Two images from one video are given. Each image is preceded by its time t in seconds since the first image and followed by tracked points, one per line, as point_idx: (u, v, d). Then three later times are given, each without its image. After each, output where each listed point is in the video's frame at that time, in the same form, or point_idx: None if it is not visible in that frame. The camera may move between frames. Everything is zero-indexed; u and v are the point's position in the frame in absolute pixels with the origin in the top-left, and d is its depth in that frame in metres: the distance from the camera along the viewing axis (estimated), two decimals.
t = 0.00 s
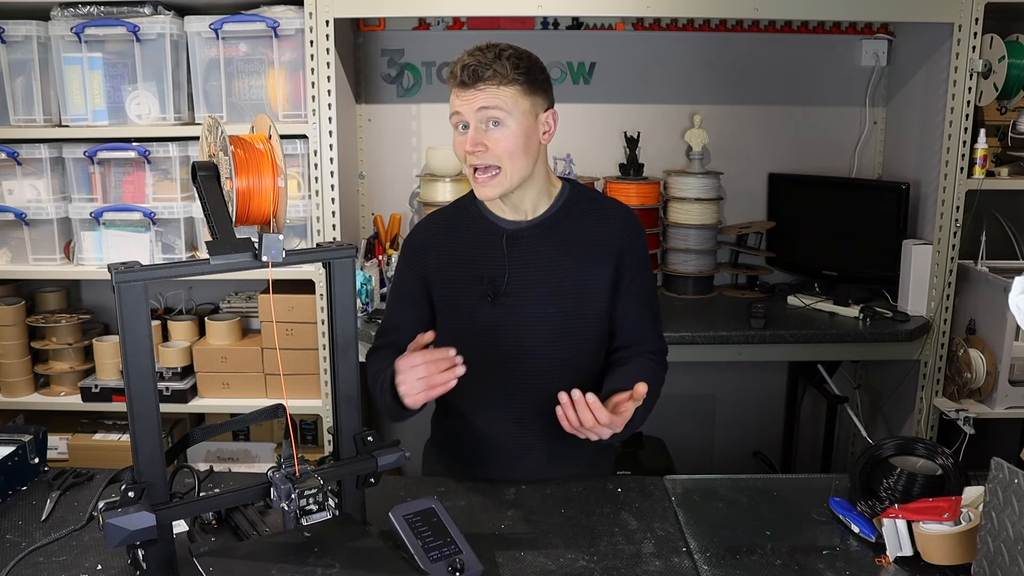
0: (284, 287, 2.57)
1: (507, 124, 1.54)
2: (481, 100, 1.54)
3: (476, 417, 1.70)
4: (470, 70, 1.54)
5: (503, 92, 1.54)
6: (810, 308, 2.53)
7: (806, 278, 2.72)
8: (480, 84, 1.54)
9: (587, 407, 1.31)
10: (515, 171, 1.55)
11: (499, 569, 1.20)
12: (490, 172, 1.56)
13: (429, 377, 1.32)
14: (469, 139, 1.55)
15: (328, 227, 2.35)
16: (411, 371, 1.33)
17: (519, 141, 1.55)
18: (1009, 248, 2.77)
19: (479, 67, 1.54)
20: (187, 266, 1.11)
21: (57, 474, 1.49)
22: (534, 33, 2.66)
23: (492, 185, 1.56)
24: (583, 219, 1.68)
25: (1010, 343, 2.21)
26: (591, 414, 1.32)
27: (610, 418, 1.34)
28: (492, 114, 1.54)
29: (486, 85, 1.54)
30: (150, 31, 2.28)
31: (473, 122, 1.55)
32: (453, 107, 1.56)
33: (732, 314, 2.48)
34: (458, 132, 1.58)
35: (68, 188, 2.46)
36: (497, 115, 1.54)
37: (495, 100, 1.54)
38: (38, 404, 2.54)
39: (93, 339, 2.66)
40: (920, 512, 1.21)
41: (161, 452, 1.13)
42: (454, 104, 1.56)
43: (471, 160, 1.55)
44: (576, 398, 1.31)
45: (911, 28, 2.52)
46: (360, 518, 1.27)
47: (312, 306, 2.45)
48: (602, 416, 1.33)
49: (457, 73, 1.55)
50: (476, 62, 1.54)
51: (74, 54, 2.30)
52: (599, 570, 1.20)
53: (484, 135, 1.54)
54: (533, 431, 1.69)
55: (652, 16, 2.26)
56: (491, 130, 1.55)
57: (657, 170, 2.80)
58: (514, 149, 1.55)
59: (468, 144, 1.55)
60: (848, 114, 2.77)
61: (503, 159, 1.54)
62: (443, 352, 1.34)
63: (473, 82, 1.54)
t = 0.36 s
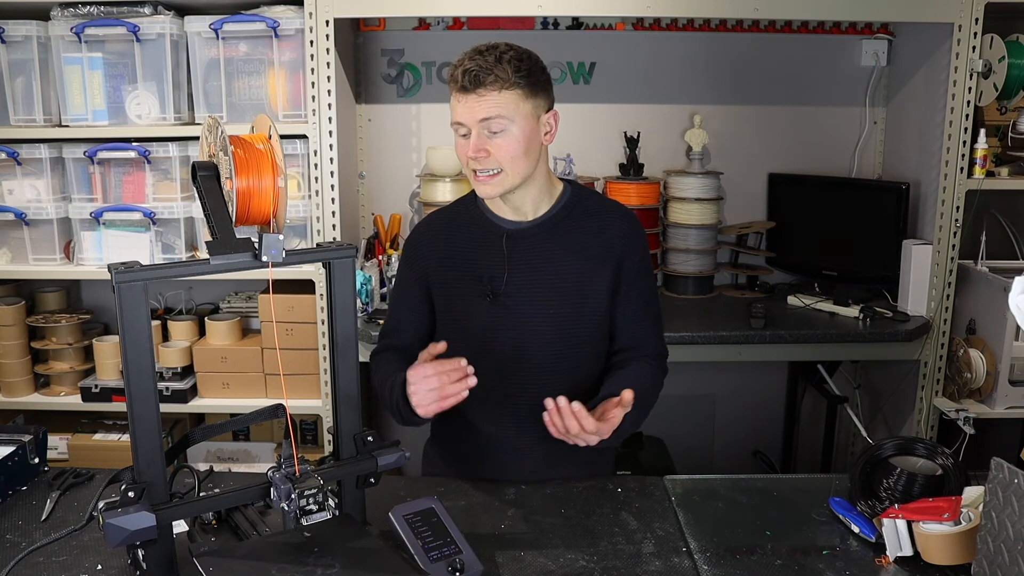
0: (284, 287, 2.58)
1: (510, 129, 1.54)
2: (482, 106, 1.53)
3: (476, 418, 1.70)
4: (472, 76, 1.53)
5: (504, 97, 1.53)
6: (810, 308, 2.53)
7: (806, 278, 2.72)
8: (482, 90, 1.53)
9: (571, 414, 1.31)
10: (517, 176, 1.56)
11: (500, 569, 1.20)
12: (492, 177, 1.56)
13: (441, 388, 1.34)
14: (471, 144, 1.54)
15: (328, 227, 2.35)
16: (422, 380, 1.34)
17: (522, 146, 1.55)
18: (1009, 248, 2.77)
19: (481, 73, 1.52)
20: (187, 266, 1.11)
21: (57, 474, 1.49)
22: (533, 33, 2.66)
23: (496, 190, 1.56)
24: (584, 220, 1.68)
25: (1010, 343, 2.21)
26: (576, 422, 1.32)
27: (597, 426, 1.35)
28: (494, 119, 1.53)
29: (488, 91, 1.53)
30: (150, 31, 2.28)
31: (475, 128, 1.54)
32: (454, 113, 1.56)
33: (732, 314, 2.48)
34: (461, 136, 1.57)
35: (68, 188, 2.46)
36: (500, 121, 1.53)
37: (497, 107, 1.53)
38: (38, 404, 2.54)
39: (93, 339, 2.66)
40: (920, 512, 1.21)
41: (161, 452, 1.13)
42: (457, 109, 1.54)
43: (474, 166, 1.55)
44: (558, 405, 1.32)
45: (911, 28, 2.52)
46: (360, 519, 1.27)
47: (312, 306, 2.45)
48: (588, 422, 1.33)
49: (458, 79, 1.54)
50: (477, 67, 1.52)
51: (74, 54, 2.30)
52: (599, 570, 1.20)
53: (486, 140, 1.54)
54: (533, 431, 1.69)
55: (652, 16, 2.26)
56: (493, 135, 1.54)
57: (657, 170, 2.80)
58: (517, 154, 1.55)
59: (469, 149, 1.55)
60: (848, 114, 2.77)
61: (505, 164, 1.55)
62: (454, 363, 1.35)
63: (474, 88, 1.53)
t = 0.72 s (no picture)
0: (284, 287, 2.58)
1: (514, 130, 1.54)
2: (485, 105, 1.52)
3: (476, 418, 1.70)
4: (476, 75, 1.52)
5: (508, 98, 1.53)
6: (810, 308, 2.53)
7: (806, 278, 2.72)
8: (485, 89, 1.52)
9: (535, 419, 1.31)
10: (519, 177, 1.57)
11: (500, 569, 1.20)
12: (494, 177, 1.56)
13: (436, 398, 1.33)
14: (474, 144, 1.54)
15: (328, 227, 2.35)
16: (418, 393, 1.34)
17: (525, 146, 1.56)
18: (1009, 249, 2.77)
19: (486, 72, 1.52)
20: (187, 266, 1.11)
21: (57, 474, 1.49)
22: (534, 33, 2.67)
23: (499, 189, 1.57)
24: (584, 220, 1.68)
25: (1010, 343, 2.21)
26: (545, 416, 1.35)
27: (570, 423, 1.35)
28: (497, 119, 1.53)
29: (491, 90, 1.52)
30: (150, 31, 2.28)
31: (477, 128, 1.54)
32: (456, 112, 1.55)
33: (732, 314, 2.48)
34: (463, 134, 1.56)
35: (68, 188, 2.46)
36: (503, 121, 1.53)
37: (500, 106, 1.53)
38: (38, 404, 2.54)
39: (93, 339, 2.66)
40: (920, 512, 1.21)
41: (161, 452, 1.13)
42: (461, 107, 1.54)
43: (477, 165, 1.55)
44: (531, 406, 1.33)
45: (911, 28, 2.52)
46: (360, 519, 1.27)
47: (312, 306, 2.45)
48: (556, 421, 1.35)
49: (462, 77, 1.53)
50: (481, 67, 1.52)
51: (74, 54, 2.30)
52: (599, 570, 1.20)
53: (488, 141, 1.54)
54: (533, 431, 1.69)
55: (651, 16, 2.26)
56: (497, 135, 1.54)
57: (657, 170, 2.80)
58: (521, 154, 1.56)
59: (472, 149, 1.55)
60: (848, 114, 2.77)
61: (508, 165, 1.55)
62: (448, 372, 1.35)
63: (477, 87, 1.52)
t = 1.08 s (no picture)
0: (284, 287, 2.58)
1: (546, 121, 1.59)
2: (529, 92, 1.57)
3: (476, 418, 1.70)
4: (524, 60, 1.57)
5: (547, 89, 1.59)
6: (810, 308, 2.53)
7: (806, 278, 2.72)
8: (531, 76, 1.57)
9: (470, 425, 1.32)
10: (541, 168, 1.59)
11: (499, 569, 1.20)
12: (518, 162, 1.58)
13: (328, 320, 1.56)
14: (509, 127, 1.57)
15: (328, 227, 2.35)
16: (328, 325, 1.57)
17: (550, 140, 1.61)
18: (1009, 249, 2.77)
19: (535, 59, 1.57)
20: (186, 266, 1.11)
21: (57, 473, 1.49)
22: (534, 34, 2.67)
23: (517, 175, 1.58)
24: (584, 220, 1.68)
25: (1010, 343, 2.21)
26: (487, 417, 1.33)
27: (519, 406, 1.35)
28: (535, 108, 1.58)
29: (537, 79, 1.57)
30: (150, 31, 2.28)
31: (515, 112, 1.57)
32: (496, 92, 1.57)
33: (733, 314, 2.47)
34: (494, 115, 1.58)
35: (68, 188, 2.46)
36: (539, 110, 1.58)
37: (541, 96, 1.58)
38: (38, 404, 2.54)
39: (93, 339, 2.66)
40: (920, 512, 1.21)
41: (161, 452, 1.13)
42: (500, 87, 1.57)
43: (504, 147, 1.57)
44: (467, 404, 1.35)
45: (911, 28, 2.52)
46: (359, 518, 1.27)
47: (312, 306, 2.45)
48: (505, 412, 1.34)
49: (510, 59, 1.56)
50: (532, 54, 1.57)
51: (74, 54, 2.30)
52: (599, 570, 1.20)
53: (523, 126, 1.57)
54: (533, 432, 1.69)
55: (651, 16, 2.26)
56: (529, 122, 1.58)
57: (657, 170, 2.80)
58: (547, 145, 1.60)
59: (505, 131, 1.57)
60: (848, 114, 2.77)
61: (536, 154, 1.58)
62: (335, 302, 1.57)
63: (525, 72, 1.57)
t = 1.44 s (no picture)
0: (284, 287, 2.58)
1: (555, 124, 1.59)
2: (541, 92, 1.57)
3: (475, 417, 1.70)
4: (540, 60, 1.57)
5: (559, 92, 1.59)
6: (810, 308, 2.53)
7: (806, 278, 2.72)
8: (544, 77, 1.57)
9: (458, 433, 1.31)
10: (544, 169, 1.60)
11: (499, 569, 1.20)
12: (522, 161, 1.58)
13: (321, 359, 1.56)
14: (517, 125, 1.57)
15: (328, 227, 2.35)
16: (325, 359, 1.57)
17: (557, 143, 1.61)
18: (1009, 249, 2.77)
19: (550, 60, 1.57)
20: (186, 266, 1.11)
21: (57, 474, 1.49)
22: (534, 34, 2.67)
23: (519, 175, 1.58)
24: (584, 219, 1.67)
25: (1010, 343, 2.21)
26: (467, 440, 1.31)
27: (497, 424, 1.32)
28: (545, 109, 1.58)
29: (549, 80, 1.58)
30: (150, 31, 2.28)
31: (524, 111, 1.57)
32: (508, 89, 1.57)
33: (733, 314, 2.47)
34: (503, 112, 1.59)
35: (68, 188, 2.46)
36: (549, 112, 1.58)
37: (552, 98, 1.58)
38: (38, 404, 2.54)
39: (93, 339, 2.66)
40: (920, 512, 1.21)
41: (161, 452, 1.13)
42: (512, 84, 1.57)
43: (511, 145, 1.57)
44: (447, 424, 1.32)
45: (911, 28, 2.52)
46: (359, 519, 1.28)
47: (312, 306, 2.45)
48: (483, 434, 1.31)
49: (526, 57, 1.57)
50: (548, 54, 1.57)
51: (74, 54, 2.30)
52: (599, 570, 1.20)
53: (531, 125, 1.57)
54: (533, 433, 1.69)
55: (651, 16, 2.26)
56: (538, 123, 1.58)
57: (657, 170, 2.80)
58: (553, 148, 1.60)
59: (513, 128, 1.57)
60: (848, 114, 2.77)
61: (540, 154, 1.58)
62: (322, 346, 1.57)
63: (539, 72, 1.57)
